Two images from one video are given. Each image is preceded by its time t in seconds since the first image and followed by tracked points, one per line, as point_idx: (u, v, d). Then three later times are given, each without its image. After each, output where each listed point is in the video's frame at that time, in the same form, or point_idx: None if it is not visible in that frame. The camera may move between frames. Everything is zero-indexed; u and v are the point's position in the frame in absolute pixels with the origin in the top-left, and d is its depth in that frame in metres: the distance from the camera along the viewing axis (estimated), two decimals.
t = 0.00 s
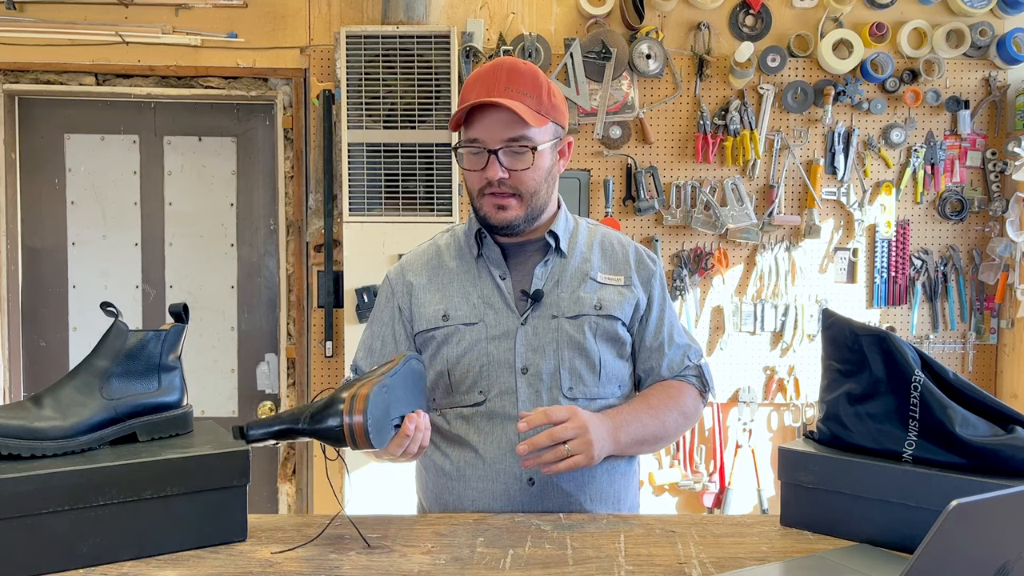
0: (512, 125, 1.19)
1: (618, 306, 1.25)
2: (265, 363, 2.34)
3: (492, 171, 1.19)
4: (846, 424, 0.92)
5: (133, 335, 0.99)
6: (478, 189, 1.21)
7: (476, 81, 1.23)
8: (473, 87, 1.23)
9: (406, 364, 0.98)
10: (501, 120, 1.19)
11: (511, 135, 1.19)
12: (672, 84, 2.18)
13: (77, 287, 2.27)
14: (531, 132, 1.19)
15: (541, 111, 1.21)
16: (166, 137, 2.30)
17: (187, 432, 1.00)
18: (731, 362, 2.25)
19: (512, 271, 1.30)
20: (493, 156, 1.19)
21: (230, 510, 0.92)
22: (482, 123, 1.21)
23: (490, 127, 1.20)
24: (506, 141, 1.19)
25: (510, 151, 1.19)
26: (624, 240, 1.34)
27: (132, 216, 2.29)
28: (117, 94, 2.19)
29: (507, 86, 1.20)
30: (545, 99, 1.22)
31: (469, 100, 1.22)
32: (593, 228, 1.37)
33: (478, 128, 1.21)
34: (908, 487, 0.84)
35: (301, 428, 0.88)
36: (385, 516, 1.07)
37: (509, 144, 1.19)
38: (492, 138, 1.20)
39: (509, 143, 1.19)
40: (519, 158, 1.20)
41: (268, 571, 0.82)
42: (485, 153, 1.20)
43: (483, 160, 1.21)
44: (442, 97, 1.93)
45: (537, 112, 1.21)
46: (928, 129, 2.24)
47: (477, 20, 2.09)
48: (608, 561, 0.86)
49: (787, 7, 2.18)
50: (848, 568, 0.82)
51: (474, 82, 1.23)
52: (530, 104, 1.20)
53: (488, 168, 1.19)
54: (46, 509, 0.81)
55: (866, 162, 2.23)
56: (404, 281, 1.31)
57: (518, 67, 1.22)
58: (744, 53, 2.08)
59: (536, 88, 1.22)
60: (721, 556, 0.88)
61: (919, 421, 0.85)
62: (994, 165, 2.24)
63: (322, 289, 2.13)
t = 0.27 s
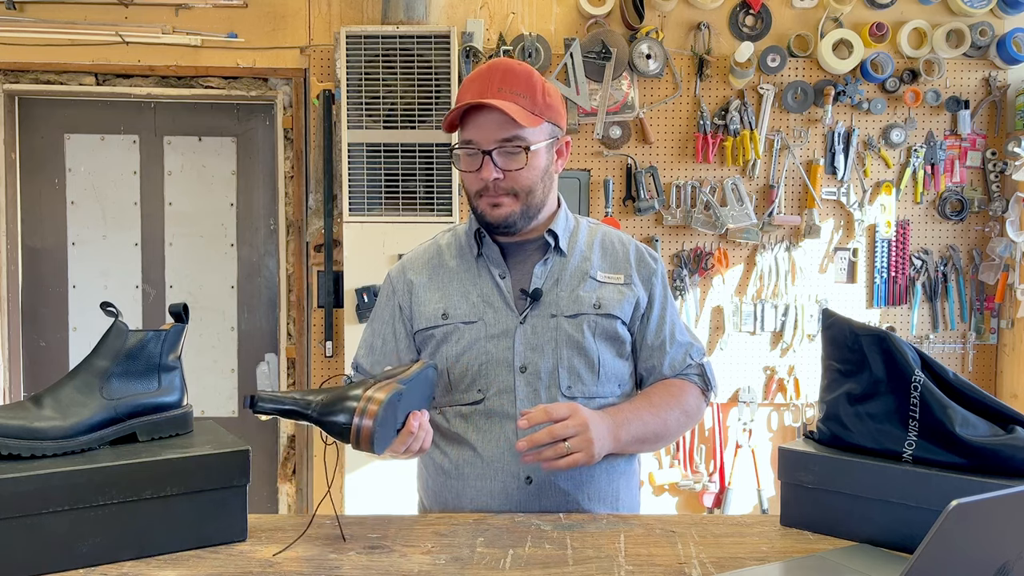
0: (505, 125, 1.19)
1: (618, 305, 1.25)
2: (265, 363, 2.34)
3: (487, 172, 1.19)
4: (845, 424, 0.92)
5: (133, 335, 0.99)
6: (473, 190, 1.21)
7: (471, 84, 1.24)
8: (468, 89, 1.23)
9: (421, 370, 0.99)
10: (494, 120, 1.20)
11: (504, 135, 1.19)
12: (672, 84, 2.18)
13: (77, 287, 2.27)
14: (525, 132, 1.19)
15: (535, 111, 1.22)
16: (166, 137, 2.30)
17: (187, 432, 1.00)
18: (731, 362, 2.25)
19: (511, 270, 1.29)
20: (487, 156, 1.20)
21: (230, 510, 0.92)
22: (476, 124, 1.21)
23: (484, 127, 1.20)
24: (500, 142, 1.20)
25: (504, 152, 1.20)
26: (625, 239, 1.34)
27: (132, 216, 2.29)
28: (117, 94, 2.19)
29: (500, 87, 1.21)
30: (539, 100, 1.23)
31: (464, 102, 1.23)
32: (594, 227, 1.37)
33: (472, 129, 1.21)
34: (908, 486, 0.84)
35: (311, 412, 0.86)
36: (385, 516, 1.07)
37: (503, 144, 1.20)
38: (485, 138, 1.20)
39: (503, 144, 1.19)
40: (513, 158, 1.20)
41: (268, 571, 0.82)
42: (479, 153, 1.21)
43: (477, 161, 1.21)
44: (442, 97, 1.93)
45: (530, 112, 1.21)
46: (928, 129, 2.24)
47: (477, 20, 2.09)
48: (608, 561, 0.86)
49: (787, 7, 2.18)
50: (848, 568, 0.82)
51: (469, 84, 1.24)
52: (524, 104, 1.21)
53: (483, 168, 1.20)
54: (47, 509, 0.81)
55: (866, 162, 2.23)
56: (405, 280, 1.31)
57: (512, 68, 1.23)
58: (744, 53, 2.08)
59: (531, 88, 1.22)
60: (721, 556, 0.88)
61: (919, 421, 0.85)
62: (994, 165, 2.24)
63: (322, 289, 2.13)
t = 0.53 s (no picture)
0: (520, 119, 1.20)
1: (618, 303, 1.25)
2: (265, 363, 2.34)
3: (501, 166, 1.19)
4: (845, 424, 0.92)
5: (133, 335, 0.99)
6: (487, 186, 1.21)
7: (481, 76, 1.22)
8: (479, 81, 1.22)
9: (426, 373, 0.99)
10: (509, 114, 1.20)
11: (518, 128, 1.20)
12: (672, 84, 2.18)
13: (77, 286, 2.27)
14: (538, 126, 1.21)
15: (546, 107, 1.22)
16: (166, 137, 2.30)
17: (187, 432, 1.00)
18: (731, 362, 2.25)
19: (512, 269, 1.29)
20: (501, 150, 1.20)
21: (230, 510, 0.92)
22: (489, 119, 1.21)
23: (499, 121, 1.21)
24: (514, 136, 1.20)
25: (519, 145, 1.20)
26: (625, 238, 1.34)
27: (132, 216, 2.29)
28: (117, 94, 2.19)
29: (513, 81, 1.20)
30: (548, 95, 1.23)
31: (475, 94, 1.21)
32: (594, 225, 1.37)
33: (485, 124, 1.21)
34: (908, 486, 0.84)
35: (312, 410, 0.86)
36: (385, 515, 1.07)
37: (517, 138, 1.20)
38: (499, 132, 1.21)
39: (518, 137, 1.20)
40: (528, 151, 1.21)
41: (268, 570, 0.82)
42: (493, 148, 1.21)
43: (490, 156, 1.22)
44: (442, 97, 1.93)
45: (543, 107, 1.21)
46: (928, 129, 2.24)
47: (477, 20, 2.09)
48: (608, 561, 0.86)
49: (787, 7, 2.18)
50: (848, 568, 0.82)
51: (479, 76, 1.22)
52: (535, 99, 1.21)
53: (497, 163, 1.20)
54: (47, 509, 0.81)
55: (866, 162, 2.23)
56: (406, 278, 1.31)
57: (522, 63, 1.22)
58: (744, 53, 2.08)
59: (540, 83, 1.23)
60: (721, 556, 0.88)
61: (919, 421, 0.85)
62: (994, 165, 2.24)
63: (322, 289, 2.13)
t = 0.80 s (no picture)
0: (532, 118, 1.22)
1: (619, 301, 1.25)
2: (265, 363, 2.34)
3: (511, 162, 1.20)
4: (846, 424, 0.92)
5: (133, 335, 0.99)
6: (494, 183, 1.21)
7: (493, 73, 1.23)
8: (491, 79, 1.23)
9: (426, 390, 0.93)
10: (520, 113, 1.22)
11: (529, 127, 1.22)
12: (672, 84, 2.18)
13: (77, 286, 2.27)
14: (549, 126, 1.22)
15: (556, 107, 1.24)
16: (166, 137, 2.30)
17: (187, 432, 1.00)
18: (731, 362, 2.25)
19: (512, 268, 1.29)
20: (511, 147, 1.21)
21: (230, 509, 0.92)
22: (501, 116, 1.23)
23: (510, 119, 1.22)
24: (525, 134, 1.22)
25: (529, 143, 1.22)
26: (625, 236, 1.34)
27: (132, 216, 2.29)
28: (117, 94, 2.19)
29: (526, 80, 1.21)
30: (558, 97, 1.25)
31: (487, 91, 1.22)
32: (594, 224, 1.37)
33: (496, 122, 1.23)
34: (908, 486, 0.85)
35: (306, 427, 0.86)
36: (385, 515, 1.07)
37: (528, 136, 1.22)
38: (510, 130, 1.22)
39: (529, 135, 1.22)
40: (537, 150, 1.22)
41: (268, 570, 0.82)
42: (503, 145, 1.22)
43: (499, 152, 1.22)
44: (442, 97, 1.93)
45: (553, 108, 1.23)
46: (928, 129, 2.24)
47: (477, 20, 2.09)
48: (608, 561, 0.86)
49: (787, 7, 2.18)
50: (848, 568, 0.82)
51: (491, 74, 1.23)
52: (547, 99, 1.22)
53: (506, 159, 1.21)
54: (47, 509, 0.81)
55: (866, 162, 2.23)
56: (407, 278, 1.31)
57: (534, 63, 1.23)
58: (744, 53, 2.08)
59: (551, 86, 1.25)
60: (721, 556, 0.88)
61: (919, 421, 0.85)
62: (994, 165, 2.24)
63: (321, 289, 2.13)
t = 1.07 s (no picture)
0: (529, 115, 1.22)
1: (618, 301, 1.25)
2: (265, 363, 2.34)
3: (507, 159, 1.20)
4: (846, 424, 0.92)
5: (133, 335, 0.99)
6: (491, 180, 1.22)
7: (490, 71, 1.23)
8: (488, 76, 1.23)
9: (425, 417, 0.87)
10: (518, 110, 1.22)
11: (526, 124, 1.22)
12: (672, 84, 2.18)
13: (77, 286, 2.27)
14: (547, 123, 1.23)
15: (554, 105, 1.24)
16: (166, 137, 2.30)
17: (187, 432, 1.00)
18: (731, 362, 2.25)
19: (511, 268, 1.29)
20: (509, 144, 1.22)
21: (230, 509, 0.92)
22: (498, 114, 1.23)
23: (507, 117, 1.23)
24: (522, 131, 1.22)
25: (526, 141, 1.22)
26: (624, 235, 1.34)
27: (132, 216, 2.29)
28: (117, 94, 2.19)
29: (523, 78, 1.21)
30: (556, 95, 1.25)
31: (484, 89, 1.23)
32: (592, 223, 1.37)
33: (493, 119, 1.24)
34: (908, 486, 0.84)
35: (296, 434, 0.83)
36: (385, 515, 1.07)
37: (525, 133, 1.22)
38: (507, 127, 1.22)
39: (526, 133, 1.22)
40: (534, 147, 1.22)
41: (268, 571, 0.82)
42: (500, 142, 1.22)
43: (496, 150, 1.22)
44: (442, 97, 1.93)
45: (550, 106, 1.23)
46: (928, 129, 2.24)
47: (477, 20, 2.09)
48: (608, 561, 0.86)
49: (787, 7, 2.18)
50: (848, 568, 0.82)
51: (488, 72, 1.24)
52: (544, 96, 1.22)
53: (502, 156, 1.21)
54: (47, 509, 0.81)
55: (866, 162, 2.23)
56: (406, 278, 1.32)
57: (532, 61, 1.24)
58: (744, 53, 2.08)
59: (549, 84, 1.25)
60: (721, 556, 0.88)
61: (919, 421, 0.85)
62: (994, 165, 2.24)
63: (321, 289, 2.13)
